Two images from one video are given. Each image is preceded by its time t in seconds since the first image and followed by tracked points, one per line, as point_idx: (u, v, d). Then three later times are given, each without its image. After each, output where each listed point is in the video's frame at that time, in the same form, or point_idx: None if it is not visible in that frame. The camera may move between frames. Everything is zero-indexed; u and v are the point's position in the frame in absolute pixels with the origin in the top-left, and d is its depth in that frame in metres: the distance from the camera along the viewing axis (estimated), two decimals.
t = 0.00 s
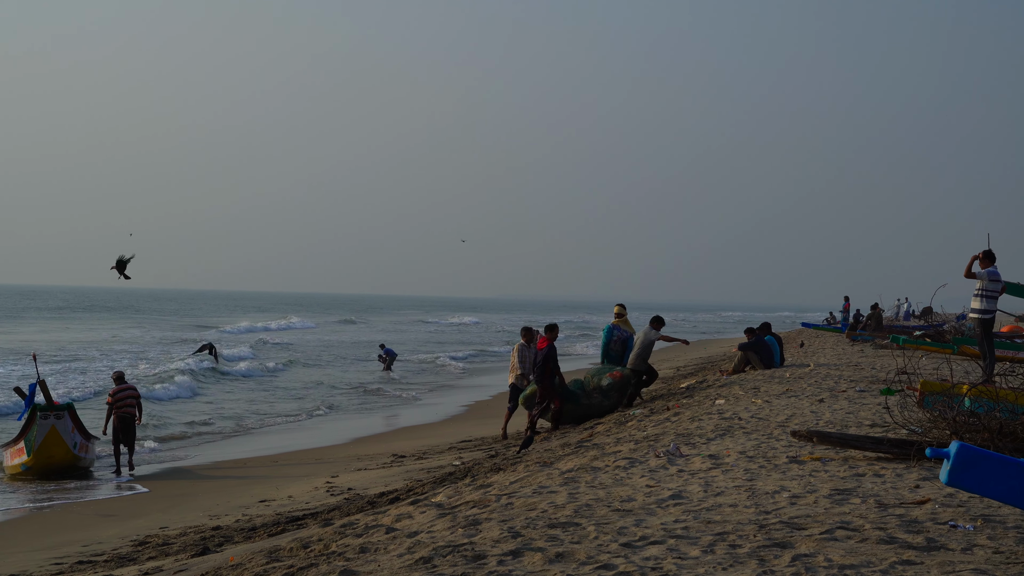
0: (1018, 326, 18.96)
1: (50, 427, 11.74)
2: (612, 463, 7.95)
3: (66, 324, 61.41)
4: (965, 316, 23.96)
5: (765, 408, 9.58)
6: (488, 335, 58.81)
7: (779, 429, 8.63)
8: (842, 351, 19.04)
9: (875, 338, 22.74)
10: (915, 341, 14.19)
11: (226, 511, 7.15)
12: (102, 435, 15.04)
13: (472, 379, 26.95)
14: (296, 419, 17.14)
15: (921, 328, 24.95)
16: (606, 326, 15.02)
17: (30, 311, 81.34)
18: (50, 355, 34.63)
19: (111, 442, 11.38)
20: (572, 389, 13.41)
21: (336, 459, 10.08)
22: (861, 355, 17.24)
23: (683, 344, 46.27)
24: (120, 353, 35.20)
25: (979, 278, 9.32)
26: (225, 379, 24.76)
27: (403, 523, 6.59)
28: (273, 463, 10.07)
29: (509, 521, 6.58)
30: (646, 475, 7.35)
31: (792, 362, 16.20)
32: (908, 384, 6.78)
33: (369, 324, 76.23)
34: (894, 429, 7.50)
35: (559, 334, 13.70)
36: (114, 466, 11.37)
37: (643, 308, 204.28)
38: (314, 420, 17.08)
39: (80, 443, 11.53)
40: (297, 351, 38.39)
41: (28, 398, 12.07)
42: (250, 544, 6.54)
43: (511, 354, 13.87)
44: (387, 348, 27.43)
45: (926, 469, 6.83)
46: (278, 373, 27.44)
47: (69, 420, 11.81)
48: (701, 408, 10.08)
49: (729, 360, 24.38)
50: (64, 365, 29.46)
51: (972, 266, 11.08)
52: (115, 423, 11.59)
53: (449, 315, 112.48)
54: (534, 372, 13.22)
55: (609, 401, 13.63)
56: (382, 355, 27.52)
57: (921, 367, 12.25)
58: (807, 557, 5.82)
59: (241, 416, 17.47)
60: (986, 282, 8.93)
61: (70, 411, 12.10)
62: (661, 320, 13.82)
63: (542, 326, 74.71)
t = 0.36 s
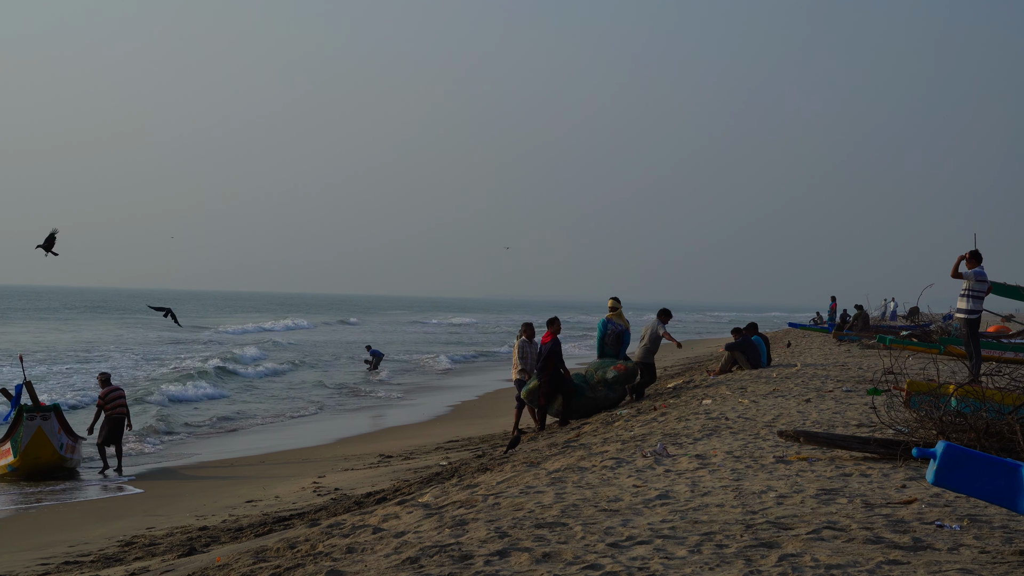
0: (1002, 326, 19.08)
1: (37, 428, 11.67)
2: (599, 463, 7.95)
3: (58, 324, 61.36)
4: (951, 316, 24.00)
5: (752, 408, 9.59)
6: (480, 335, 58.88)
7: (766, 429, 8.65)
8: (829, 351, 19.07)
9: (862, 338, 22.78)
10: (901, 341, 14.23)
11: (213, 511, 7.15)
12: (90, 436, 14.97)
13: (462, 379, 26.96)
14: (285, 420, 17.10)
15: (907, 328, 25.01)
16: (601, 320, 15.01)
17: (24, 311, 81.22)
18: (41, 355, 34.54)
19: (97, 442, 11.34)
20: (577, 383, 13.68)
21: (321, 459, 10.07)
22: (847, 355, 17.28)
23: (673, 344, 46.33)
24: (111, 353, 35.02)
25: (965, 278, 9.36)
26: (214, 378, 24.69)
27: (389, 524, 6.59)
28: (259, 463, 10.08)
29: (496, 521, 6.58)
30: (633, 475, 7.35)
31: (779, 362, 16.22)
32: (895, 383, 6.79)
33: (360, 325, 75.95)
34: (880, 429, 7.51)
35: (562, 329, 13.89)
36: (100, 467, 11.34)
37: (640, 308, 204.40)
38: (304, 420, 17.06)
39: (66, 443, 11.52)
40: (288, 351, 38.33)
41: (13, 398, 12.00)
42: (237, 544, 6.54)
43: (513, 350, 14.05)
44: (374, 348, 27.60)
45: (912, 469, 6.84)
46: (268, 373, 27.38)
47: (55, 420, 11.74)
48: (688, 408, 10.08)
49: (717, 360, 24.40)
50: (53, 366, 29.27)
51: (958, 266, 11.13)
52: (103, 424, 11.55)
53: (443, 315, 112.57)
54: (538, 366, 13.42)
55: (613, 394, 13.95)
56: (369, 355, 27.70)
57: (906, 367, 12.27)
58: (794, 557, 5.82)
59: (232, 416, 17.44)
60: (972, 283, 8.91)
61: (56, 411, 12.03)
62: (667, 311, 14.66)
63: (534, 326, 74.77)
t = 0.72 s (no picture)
0: (985, 325, 19.25)
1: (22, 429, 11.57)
2: (585, 463, 7.96)
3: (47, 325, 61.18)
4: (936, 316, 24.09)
5: (738, 408, 9.60)
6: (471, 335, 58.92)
7: (751, 429, 8.67)
8: (814, 351, 19.12)
9: (847, 337, 22.82)
10: (886, 340, 14.30)
11: (198, 512, 7.15)
12: (76, 437, 14.88)
13: (452, 379, 26.97)
14: (274, 420, 17.06)
15: (892, 328, 25.08)
16: (603, 318, 14.95)
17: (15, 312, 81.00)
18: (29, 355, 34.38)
19: (83, 442, 11.34)
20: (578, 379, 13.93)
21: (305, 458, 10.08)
22: (832, 355, 17.36)
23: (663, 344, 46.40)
24: (100, 354, 34.84)
25: (949, 278, 9.41)
26: (203, 378, 24.62)
27: (375, 524, 6.59)
28: (244, 463, 10.09)
29: (481, 521, 6.59)
30: (619, 474, 7.35)
31: (764, 362, 16.25)
32: (880, 384, 6.82)
33: (353, 324, 75.89)
34: (865, 429, 7.53)
35: (569, 322, 14.00)
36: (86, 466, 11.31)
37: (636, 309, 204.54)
38: (292, 420, 17.02)
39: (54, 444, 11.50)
40: (279, 351, 38.28)
41: None
42: (222, 545, 6.54)
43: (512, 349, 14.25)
44: (358, 350, 27.66)
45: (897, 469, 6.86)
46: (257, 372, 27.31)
47: (41, 421, 11.66)
48: (673, 408, 10.09)
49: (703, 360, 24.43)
50: (42, 366, 29.11)
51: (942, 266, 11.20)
52: (90, 423, 11.57)
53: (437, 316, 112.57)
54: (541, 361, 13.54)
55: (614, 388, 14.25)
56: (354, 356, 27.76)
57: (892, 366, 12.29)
58: (779, 557, 5.82)
59: (222, 416, 17.39)
60: (956, 283, 8.93)
61: (41, 411, 11.94)
62: (667, 306, 14.68)
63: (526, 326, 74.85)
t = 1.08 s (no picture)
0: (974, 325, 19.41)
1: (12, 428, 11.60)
2: (577, 463, 7.97)
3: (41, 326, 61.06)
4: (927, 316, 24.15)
5: (730, 408, 9.61)
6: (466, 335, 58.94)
7: (742, 428, 8.68)
8: (805, 351, 19.16)
9: (838, 337, 22.86)
10: (876, 341, 14.38)
11: (189, 512, 7.15)
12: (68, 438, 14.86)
13: (444, 379, 27.00)
14: (267, 420, 17.05)
15: (883, 328, 25.12)
16: (606, 312, 14.96)
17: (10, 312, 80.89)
18: (21, 355, 34.28)
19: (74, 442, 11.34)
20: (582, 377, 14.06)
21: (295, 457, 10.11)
22: (822, 355, 17.45)
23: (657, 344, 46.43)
24: (93, 354, 34.74)
25: (940, 279, 9.45)
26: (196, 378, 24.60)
27: (366, 525, 6.58)
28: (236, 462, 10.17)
29: (473, 521, 6.58)
30: (611, 475, 7.35)
31: (755, 362, 16.28)
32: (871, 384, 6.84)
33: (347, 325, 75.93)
34: (857, 429, 7.54)
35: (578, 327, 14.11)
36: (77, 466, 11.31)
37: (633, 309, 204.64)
38: (285, 420, 17.01)
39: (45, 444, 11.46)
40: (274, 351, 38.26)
41: None
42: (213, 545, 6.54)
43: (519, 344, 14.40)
44: (349, 350, 27.71)
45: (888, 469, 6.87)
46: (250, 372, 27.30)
47: (32, 421, 11.69)
48: (665, 408, 10.11)
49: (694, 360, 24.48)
50: (34, 367, 29.01)
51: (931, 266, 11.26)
52: (81, 423, 11.56)
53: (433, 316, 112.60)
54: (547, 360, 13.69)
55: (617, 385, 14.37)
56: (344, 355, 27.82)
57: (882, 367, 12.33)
58: (771, 557, 5.82)
59: (217, 416, 17.38)
60: (948, 282, 8.95)
61: (32, 411, 12.00)
62: (668, 303, 14.87)
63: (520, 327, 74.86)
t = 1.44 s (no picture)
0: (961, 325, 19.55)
1: None
2: (564, 463, 7.97)
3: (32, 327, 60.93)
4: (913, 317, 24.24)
5: (717, 408, 9.62)
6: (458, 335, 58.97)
7: (730, 428, 8.69)
8: (793, 352, 19.21)
9: (826, 338, 22.93)
10: (865, 341, 14.45)
11: (176, 513, 7.15)
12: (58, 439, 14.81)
13: (436, 379, 26.99)
14: (258, 421, 17.03)
15: (870, 328, 25.21)
16: (603, 310, 14.93)
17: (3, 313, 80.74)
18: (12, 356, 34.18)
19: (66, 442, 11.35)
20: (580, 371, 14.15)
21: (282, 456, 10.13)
22: (811, 355, 17.53)
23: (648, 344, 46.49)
24: (84, 355, 34.59)
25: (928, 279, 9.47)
26: (186, 379, 24.57)
27: (353, 525, 6.57)
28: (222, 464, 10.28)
29: (460, 522, 6.57)
30: (598, 475, 7.35)
31: (743, 362, 16.31)
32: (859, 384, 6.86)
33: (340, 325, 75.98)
34: (844, 429, 7.55)
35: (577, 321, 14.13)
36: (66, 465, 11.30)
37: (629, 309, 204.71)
38: (277, 421, 16.98)
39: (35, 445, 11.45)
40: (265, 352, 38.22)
41: None
42: (200, 546, 6.52)
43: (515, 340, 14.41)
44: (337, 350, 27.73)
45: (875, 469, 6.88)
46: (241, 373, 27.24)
47: (19, 421, 11.64)
48: (652, 408, 10.14)
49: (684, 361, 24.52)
50: (24, 368, 28.92)
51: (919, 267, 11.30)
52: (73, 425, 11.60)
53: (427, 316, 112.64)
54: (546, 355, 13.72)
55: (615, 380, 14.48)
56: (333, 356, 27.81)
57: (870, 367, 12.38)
58: (759, 557, 5.81)
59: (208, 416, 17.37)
60: (936, 284, 8.95)
61: (19, 411, 11.94)
62: (670, 299, 14.90)
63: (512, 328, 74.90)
